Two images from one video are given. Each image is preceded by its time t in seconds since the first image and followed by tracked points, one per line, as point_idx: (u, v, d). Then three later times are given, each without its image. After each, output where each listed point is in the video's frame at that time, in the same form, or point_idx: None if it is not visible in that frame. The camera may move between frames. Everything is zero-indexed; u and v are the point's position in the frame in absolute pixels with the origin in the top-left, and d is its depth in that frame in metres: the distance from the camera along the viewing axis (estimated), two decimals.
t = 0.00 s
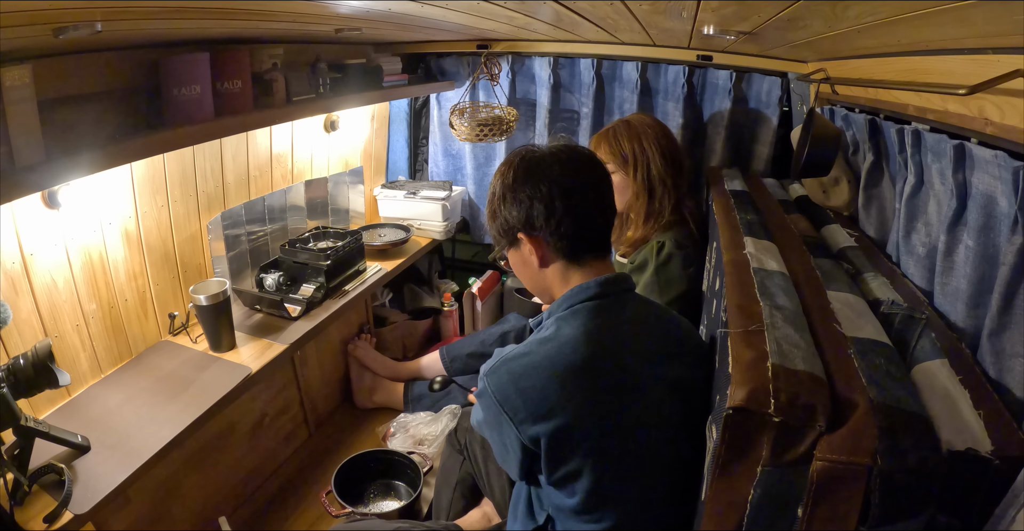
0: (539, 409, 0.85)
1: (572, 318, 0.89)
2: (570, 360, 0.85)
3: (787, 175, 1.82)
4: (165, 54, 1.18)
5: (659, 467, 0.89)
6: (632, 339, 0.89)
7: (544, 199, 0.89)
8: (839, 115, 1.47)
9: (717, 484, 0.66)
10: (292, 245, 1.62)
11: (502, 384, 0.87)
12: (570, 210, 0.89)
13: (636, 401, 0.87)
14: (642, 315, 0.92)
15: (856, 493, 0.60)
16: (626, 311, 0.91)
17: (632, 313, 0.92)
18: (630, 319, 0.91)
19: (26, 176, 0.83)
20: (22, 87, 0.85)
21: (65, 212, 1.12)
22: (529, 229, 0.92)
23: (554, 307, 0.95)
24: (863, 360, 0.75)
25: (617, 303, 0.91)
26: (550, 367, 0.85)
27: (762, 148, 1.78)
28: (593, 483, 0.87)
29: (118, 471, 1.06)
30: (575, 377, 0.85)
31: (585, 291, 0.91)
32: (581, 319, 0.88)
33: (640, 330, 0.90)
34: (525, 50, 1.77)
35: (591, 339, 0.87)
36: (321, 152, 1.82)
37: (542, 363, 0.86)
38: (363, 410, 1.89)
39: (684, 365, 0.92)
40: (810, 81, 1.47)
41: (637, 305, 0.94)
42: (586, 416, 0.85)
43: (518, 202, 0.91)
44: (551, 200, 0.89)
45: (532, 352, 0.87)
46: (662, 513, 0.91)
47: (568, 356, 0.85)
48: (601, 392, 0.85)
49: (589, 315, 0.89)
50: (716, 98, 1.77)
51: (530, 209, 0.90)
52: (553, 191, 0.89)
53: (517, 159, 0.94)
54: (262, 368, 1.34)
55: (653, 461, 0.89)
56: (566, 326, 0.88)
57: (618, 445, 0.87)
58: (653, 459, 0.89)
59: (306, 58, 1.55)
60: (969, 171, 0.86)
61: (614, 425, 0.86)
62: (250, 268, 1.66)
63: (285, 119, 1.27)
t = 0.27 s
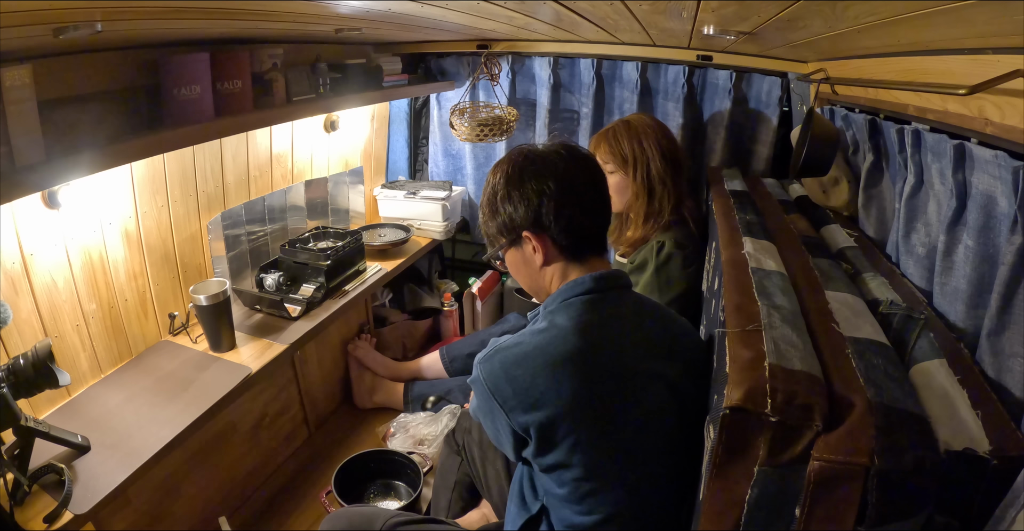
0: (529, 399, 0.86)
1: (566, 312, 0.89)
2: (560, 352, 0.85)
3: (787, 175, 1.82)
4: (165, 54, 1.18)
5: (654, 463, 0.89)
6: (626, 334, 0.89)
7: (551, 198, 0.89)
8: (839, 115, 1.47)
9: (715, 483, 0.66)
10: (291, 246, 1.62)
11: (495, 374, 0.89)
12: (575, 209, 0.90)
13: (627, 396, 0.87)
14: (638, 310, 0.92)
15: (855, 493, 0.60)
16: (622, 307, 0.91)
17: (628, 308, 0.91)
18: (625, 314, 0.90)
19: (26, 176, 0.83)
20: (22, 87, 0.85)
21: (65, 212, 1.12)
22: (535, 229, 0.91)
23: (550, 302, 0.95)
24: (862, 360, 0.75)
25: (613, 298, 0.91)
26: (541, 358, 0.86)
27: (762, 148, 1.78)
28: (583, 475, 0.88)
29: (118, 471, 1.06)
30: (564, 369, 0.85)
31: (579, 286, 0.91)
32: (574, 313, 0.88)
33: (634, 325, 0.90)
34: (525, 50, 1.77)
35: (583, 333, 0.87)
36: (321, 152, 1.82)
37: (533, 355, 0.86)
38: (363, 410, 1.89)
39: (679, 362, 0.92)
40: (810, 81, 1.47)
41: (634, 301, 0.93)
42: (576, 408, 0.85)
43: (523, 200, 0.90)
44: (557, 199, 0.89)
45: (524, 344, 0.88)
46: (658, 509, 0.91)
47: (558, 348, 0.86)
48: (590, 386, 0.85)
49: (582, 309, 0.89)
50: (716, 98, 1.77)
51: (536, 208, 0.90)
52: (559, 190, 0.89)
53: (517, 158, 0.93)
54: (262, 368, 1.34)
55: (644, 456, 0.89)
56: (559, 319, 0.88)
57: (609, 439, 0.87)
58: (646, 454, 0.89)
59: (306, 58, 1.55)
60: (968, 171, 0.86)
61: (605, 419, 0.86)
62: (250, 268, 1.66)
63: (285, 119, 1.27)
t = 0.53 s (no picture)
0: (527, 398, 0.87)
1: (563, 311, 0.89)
2: (556, 353, 0.85)
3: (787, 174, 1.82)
4: (165, 54, 1.18)
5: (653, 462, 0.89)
6: (623, 334, 0.88)
7: (556, 199, 0.89)
8: (839, 115, 1.47)
9: (715, 483, 0.66)
10: (291, 246, 1.62)
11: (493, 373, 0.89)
12: (578, 209, 0.90)
13: (625, 396, 0.87)
14: (636, 310, 0.91)
15: (855, 493, 0.60)
16: (621, 306, 0.90)
17: (626, 308, 0.91)
18: (623, 314, 0.90)
19: (26, 176, 0.83)
20: (22, 87, 0.85)
21: (65, 212, 1.12)
22: (541, 229, 0.90)
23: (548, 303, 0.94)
24: (862, 360, 0.75)
25: (611, 298, 0.91)
26: (539, 359, 0.86)
27: (762, 148, 1.78)
28: (582, 474, 0.88)
29: (118, 471, 1.06)
30: (560, 369, 0.85)
31: (578, 287, 0.90)
32: (571, 313, 0.88)
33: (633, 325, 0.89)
34: (525, 50, 1.77)
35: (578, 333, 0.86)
36: (321, 152, 1.82)
37: (529, 354, 0.87)
38: (363, 410, 1.89)
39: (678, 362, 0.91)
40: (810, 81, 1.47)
41: (631, 301, 0.93)
42: (573, 408, 0.85)
43: (527, 200, 0.89)
44: (562, 200, 0.89)
45: (521, 344, 0.88)
46: (660, 506, 0.91)
47: (554, 348, 0.85)
48: (587, 386, 0.85)
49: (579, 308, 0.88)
50: (716, 98, 1.77)
51: (542, 209, 0.89)
52: (563, 190, 0.89)
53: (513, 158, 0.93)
54: (262, 368, 1.34)
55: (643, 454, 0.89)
56: (555, 319, 0.88)
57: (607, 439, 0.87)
58: (645, 454, 0.89)
59: (306, 58, 1.55)
60: (969, 170, 0.86)
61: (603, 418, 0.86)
62: (250, 268, 1.66)
63: (285, 119, 1.27)
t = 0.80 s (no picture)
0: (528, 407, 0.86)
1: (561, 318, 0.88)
2: (557, 361, 0.85)
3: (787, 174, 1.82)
4: (165, 54, 1.18)
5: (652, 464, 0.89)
6: (622, 339, 0.88)
7: (556, 202, 0.89)
8: (839, 115, 1.47)
9: (715, 484, 0.66)
10: (291, 246, 1.62)
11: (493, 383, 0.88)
12: (576, 212, 0.91)
13: (626, 402, 0.87)
14: (635, 315, 0.91)
15: (855, 493, 0.60)
16: (619, 311, 0.90)
17: (625, 313, 0.91)
18: (621, 318, 0.90)
19: (26, 176, 0.83)
20: (22, 87, 0.85)
21: (65, 212, 1.12)
22: (541, 232, 0.90)
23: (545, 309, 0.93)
24: (861, 360, 0.75)
25: (609, 303, 0.90)
26: (539, 366, 0.85)
27: (762, 148, 1.78)
28: (585, 480, 0.88)
29: (118, 471, 1.06)
30: (560, 377, 0.84)
31: (575, 292, 0.90)
32: (570, 320, 0.88)
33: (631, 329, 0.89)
34: (525, 49, 1.77)
35: (578, 340, 0.86)
36: (321, 152, 1.82)
37: (529, 363, 0.86)
38: (363, 410, 1.89)
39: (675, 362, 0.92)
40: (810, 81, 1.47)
41: (628, 305, 0.92)
42: (576, 416, 0.85)
43: (527, 204, 0.89)
44: (560, 203, 0.90)
45: (520, 352, 0.88)
46: (661, 510, 0.92)
47: (554, 357, 0.85)
48: (587, 393, 0.85)
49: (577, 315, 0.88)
50: (716, 98, 1.77)
51: (538, 211, 0.89)
52: (562, 194, 0.90)
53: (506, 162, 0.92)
54: (262, 368, 1.34)
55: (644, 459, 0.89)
56: (554, 327, 0.88)
57: (607, 444, 0.87)
58: (646, 458, 0.89)
59: (306, 58, 1.55)
60: (969, 170, 0.86)
61: (604, 423, 0.86)
62: (250, 268, 1.66)
63: (285, 119, 1.27)
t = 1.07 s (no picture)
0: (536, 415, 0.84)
1: (562, 321, 0.89)
2: (562, 365, 0.84)
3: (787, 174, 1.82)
4: (165, 53, 1.18)
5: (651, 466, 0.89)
6: (623, 340, 0.89)
7: (543, 207, 0.87)
8: (839, 115, 1.47)
9: (713, 484, 0.67)
10: (291, 245, 1.62)
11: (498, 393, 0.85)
12: (563, 216, 0.90)
13: (627, 403, 0.87)
14: (631, 316, 0.92)
15: (853, 493, 0.60)
16: (615, 312, 0.92)
17: (621, 314, 0.91)
18: (617, 320, 0.90)
19: (26, 176, 0.83)
20: (22, 87, 0.85)
21: (65, 212, 1.12)
22: (530, 239, 0.88)
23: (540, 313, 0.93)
24: (860, 359, 0.75)
25: (603, 305, 0.91)
26: (547, 370, 0.84)
27: (762, 148, 1.78)
28: (589, 484, 0.88)
29: (118, 471, 1.06)
30: (566, 381, 0.84)
31: (573, 294, 0.90)
32: (570, 323, 0.88)
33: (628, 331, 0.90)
34: (525, 49, 1.77)
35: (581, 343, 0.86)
36: (321, 152, 1.82)
37: (536, 369, 0.85)
38: (363, 410, 1.89)
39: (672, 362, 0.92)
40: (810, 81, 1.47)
41: (624, 308, 0.93)
42: (581, 420, 0.85)
43: (515, 211, 0.86)
44: (546, 208, 0.88)
45: (525, 358, 0.86)
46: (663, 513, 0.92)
47: (560, 361, 0.85)
48: (593, 396, 0.85)
49: (577, 318, 0.89)
50: (716, 98, 1.77)
51: (524, 215, 0.86)
52: (549, 198, 0.88)
53: (486, 169, 0.89)
54: (262, 368, 1.34)
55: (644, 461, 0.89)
56: (556, 330, 0.87)
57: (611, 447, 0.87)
58: (645, 460, 0.89)
59: (306, 58, 1.54)
60: (968, 170, 0.86)
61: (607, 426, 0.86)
62: (250, 268, 1.66)
63: (285, 119, 1.27)
